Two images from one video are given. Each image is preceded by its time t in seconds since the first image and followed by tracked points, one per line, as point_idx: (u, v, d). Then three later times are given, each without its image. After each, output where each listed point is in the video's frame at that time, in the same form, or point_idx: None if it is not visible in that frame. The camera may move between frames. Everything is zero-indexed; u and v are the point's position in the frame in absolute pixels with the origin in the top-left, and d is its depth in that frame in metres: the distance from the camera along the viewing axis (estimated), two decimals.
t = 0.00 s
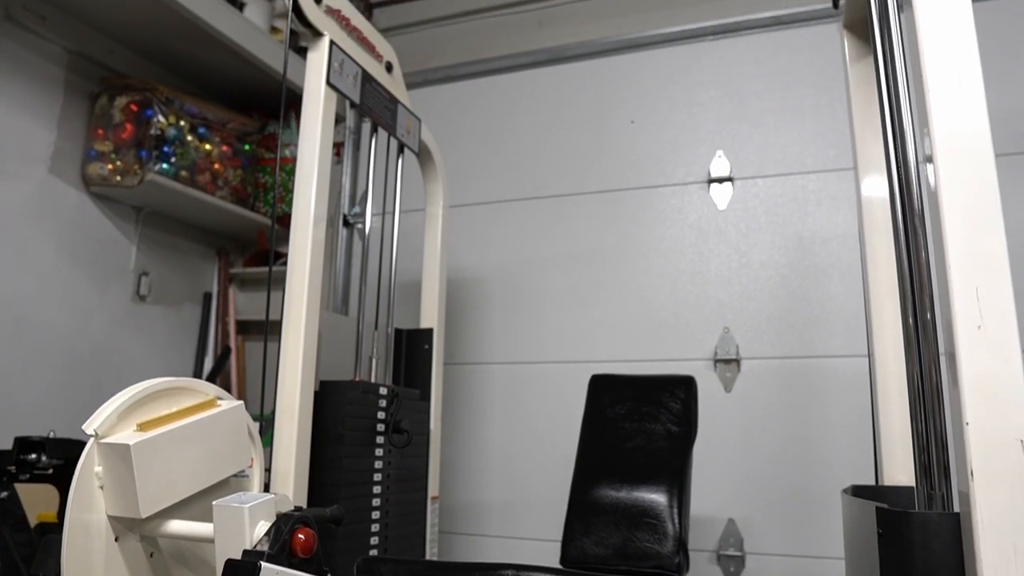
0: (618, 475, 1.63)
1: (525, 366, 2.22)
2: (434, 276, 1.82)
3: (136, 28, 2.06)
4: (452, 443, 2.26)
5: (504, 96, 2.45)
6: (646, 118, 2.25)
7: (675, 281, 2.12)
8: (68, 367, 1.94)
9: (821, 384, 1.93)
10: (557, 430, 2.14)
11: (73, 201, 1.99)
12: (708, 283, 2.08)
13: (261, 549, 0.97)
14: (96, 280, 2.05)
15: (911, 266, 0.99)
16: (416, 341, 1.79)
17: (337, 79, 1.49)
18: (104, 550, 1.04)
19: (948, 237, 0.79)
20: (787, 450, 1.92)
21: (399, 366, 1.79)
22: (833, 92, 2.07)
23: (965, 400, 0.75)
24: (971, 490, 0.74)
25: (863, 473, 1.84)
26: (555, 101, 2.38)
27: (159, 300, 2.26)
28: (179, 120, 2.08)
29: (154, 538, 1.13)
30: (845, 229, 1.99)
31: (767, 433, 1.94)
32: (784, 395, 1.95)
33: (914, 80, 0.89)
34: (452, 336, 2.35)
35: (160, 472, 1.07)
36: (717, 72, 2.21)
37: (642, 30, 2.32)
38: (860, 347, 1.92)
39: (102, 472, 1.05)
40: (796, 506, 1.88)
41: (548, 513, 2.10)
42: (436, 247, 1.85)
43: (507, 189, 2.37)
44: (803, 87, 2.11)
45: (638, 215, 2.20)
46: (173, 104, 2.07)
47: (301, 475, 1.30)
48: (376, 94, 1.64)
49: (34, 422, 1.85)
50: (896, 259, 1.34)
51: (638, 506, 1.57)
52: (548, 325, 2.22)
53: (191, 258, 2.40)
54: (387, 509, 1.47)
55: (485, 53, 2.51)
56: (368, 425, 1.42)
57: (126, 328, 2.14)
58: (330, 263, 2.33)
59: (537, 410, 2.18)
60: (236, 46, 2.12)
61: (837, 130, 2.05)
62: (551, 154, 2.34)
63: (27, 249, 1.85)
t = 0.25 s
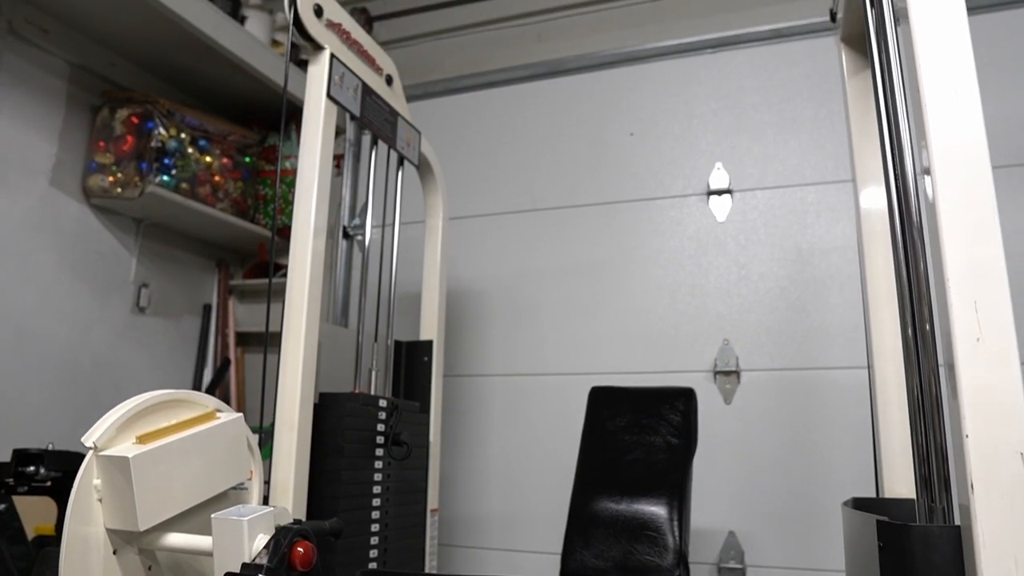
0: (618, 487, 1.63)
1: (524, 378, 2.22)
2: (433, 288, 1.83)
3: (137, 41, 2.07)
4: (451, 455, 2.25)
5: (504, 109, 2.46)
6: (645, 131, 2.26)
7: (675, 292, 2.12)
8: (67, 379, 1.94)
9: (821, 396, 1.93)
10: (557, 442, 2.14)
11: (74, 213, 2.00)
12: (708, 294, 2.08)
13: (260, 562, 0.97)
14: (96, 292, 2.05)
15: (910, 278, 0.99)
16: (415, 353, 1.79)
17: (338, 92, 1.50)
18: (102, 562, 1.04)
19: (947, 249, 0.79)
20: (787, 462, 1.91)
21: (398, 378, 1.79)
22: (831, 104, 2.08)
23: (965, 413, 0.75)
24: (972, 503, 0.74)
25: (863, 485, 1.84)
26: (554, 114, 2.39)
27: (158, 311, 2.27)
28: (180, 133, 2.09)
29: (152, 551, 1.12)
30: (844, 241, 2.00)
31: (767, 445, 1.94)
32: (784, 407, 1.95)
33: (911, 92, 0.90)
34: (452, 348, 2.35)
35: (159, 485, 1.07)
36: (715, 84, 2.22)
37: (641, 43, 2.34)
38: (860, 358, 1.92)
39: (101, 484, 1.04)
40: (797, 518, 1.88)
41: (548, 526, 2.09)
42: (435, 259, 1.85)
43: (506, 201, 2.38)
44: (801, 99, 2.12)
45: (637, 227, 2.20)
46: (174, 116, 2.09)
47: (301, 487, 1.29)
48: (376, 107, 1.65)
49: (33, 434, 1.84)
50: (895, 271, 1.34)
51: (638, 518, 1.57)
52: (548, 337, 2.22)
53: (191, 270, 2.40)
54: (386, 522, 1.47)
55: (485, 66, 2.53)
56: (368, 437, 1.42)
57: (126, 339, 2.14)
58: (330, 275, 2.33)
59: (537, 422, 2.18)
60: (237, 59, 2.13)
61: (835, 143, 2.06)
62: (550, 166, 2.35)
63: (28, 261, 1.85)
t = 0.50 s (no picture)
0: (618, 495, 1.63)
1: (525, 386, 2.22)
2: (433, 296, 1.83)
3: (138, 49, 2.08)
4: (451, 463, 2.25)
5: (504, 117, 2.47)
6: (644, 139, 2.27)
7: (674, 300, 2.12)
8: (67, 387, 1.94)
9: (821, 404, 1.93)
10: (557, 450, 2.13)
11: (74, 221, 2.00)
12: (708, 302, 2.09)
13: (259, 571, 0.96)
14: (95, 300, 2.05)
15: (909, 286, 1.00)
16: (415, 361, 1.79)
17: (338, 101, 1.50)
18: (101, 570, 1.04)
19: (945, 257, 0.80)
20: (788, 470, 1.91)
21: (398, 386, 1.79)
22: (830, 112, 2.09)
23: (965, 421, 0.76)
24: (972, 511, 0.74)
25: (863, 493, 1.84)
26: (555, 122, 2.40)
27: (158, 319, 2.27)
28: (180, 141, 2.10)
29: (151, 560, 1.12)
30: (843, 248, 2.00)
31: (768, 453, 1.94)
32: (784, 415, 1.95)
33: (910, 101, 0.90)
34: (452, 355, 2.35)
35: (158, 493, 1.07)
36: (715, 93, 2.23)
37: (640, 51, 2.35)
38: (860, 366, 1.92)
39: (100, 492, 1.04)
40: (798, 527, 1.87)
41: (548, 534, 2.09)
42: (436, 267, 1.86)
43: (506, 209, 2.38)
44: (801, 107, 2.13)
45: (636, 235, 2.21)
46: (175, 124, 2.10)
47: (300, 496, 1.29)
48: (376, 115, 1.66)
49: (32, 442, 1.84)
50: (895, 278, 1.34)
51: (638, 527, 1.56)
52: (548, 345, 2.22)
53: (191, 278, 2.41)
54: (386, 530, 1.46)
55: (485, 75, 2.54)
56: (368, 446, 1.42)
57: (126, 347, 2.14)
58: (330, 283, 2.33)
59: (537, 430, 2.17)
60: (238, 67, 2.14)
61: (835, 151, 2.07)
62: (550, 175, 2.36)
63: (28, 269, 1.86)
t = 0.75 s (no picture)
0: (618, 501, 1.62)
1: (525, 391, 2.22)
2: (433, 301, 1.83)
3: (139, 55, 2.08)
4: (451, 468, 2.25)
5: (504, 122, 2.47)
6: (644, 144, 2.28)
7: (674, 306, 2.12)
8: (66, 391, 1.94)
9: (821, 409, 1.93)
10: (557, 456, 2.13)
11: (75, 226, 2.00)
12: (707, 307, 2.09)
13: None
14: (95, 305, 2.05)
15: (909, 290, 1.00)
16: (415, 366, 1.79)
17: (338, 106, 1.51)
18: None
19: (944, 263, 0.80)
20: (788, 476, 1.91)
21: (398, 391, 1.79)
22: (830, 118, 2.10)
23: (965, 426, 0.76)
24: (973, 515, 0.74)
25: (863, 499, 1.84)
26: (554, 127, 2.40)
27: (158, 324, 2.27)
28: (181, 147, 2.10)
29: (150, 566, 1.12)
30: (843, 254, 2.01)
31: (767, 458, 1.94)
32: (785, 420, 1.95)
33: (909, 107, 0.90)
34: (452, 360, 2.35)
35: (158, 499, 1.07)
36: (714, 99, 2.23)
37: (640, 57, 2.36)
38: (860, 372, 1.92)
39: (99, 498, 1.04)
40: (799, 532, 1.87)
41: (548, 540, 2.08)
42: (436, 272, 1.86)
43: (506, 214, 2.39)
44: (800, 113, 2.13)
45: (636, 240, 2.21)
46: (175, 130, 2.10)
47: (300, 501, 1.29)
48: (376, 121, 1.66)
49: (31, 448, 1.84)
50: (894, 283, 1.35)
51: (638, 532, 1.56)
52: (548, 350, 2.22)
53: (191, 283, 2.41)
54: (386, 536, 1.46)
55: (485, 80, 2.55)
56: (368, 451, 1.42)
57: (125, 352, 2.14)
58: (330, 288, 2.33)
59: (537, 435, 2.17)
60: (238, 73, 2.15)
61: (834, 156, 2.07)
62: (550, 180, 2.36)
63: (28, 274, 1.86)
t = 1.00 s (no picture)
0: (618, 508, 1.62)
1: (525, 397, 2.22)
2: (433, 307, 1.83)
3: (139, 62, 2.09)
4: (451, 474, 2.25)
5: (504, 129, 2.48)
6: (644, 151, 2.28)
7: (674, 312, 2.12)
8: (66, 398, 1.93)
9: (821, 415, 1.92)
10: (556, 462, 2.13)
11: (75, 232, 2.01)
12: (707, 313, 2.09)
13: None
14: (95, 311, 2.05)
15: (909, 296, 1.00)
16: (415, 372, 1.79)
17: (338, 113, 1.51)
18: None
19: (944, 269, 0.80)
20: (789, 482, 1.91)
21: (398, 397, 1.79)
22: (829, 125, 2.10)
23: (965, 432, 0.76)
24: (973, 521, 0.74)
25: (863, 505, 1.83)
26: (554, 133, 2.41)
27: (158, 330, 2.27)
28: (181, 153, 2.10)
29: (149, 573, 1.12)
30: (843, 260, 2.01)
31: (768, 464, 1.94)
32: (786, 426, 1.95)
33: (908, 115, 0.90)
34: (452, 366, 2.35)
35: (157, 506, 1.06)
36: (713, 105, 2.24)
37: (639, 63, 2.36)
38: (860, 378, 1.92)
39: (99, 505, 1.04)
40: (799, 539, 1.86)
41: (548, 547, 2.08)
42: (435, 278, 1.86)
43: (506, 220, 2.39)
44: (799, 120, 2.14)
45: (636, 246, 2.21)
46: (175, 136, 2.10)
47: (299, 508, 1.29)
48: (376, 127, 1.66)
49: (31, 454, 1.83)
50: (894, 289, 1.35)
51: (638, 539, 1.56)
52: (548, 356, 2.22)
53: (191, 289, 2.41)
54: (385, 542, 1.46)
55: (484, 87, 2.55)
56: (367, 458, 1.41)
57: (125, 358, 2.14)
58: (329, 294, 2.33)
59: (537, 441, 2.17)
60: (238, 79, 2.15)
61: (833, 163, 2.08)
62: (550, 186, 2.36)
63: (28, 280, 1.86)
